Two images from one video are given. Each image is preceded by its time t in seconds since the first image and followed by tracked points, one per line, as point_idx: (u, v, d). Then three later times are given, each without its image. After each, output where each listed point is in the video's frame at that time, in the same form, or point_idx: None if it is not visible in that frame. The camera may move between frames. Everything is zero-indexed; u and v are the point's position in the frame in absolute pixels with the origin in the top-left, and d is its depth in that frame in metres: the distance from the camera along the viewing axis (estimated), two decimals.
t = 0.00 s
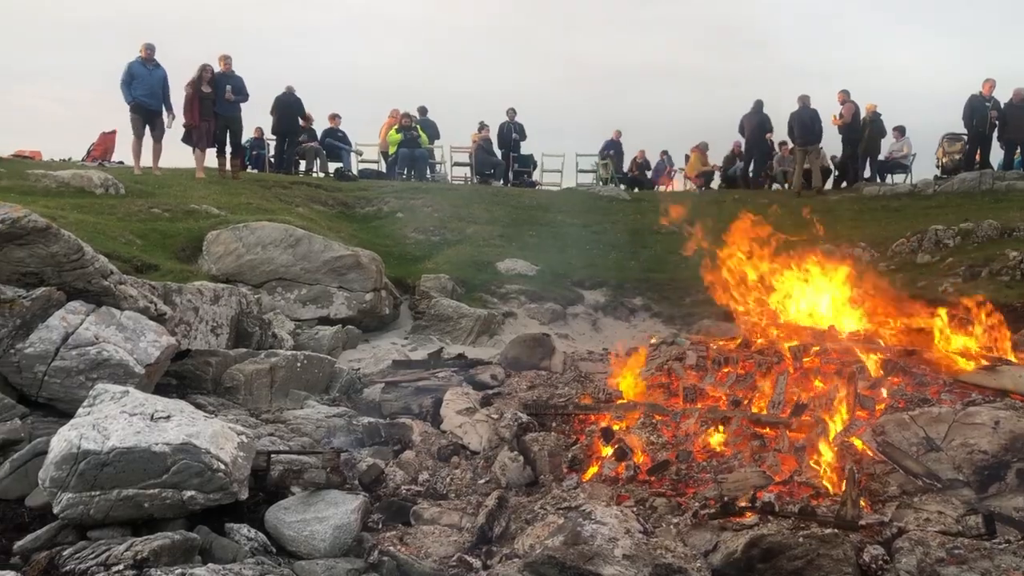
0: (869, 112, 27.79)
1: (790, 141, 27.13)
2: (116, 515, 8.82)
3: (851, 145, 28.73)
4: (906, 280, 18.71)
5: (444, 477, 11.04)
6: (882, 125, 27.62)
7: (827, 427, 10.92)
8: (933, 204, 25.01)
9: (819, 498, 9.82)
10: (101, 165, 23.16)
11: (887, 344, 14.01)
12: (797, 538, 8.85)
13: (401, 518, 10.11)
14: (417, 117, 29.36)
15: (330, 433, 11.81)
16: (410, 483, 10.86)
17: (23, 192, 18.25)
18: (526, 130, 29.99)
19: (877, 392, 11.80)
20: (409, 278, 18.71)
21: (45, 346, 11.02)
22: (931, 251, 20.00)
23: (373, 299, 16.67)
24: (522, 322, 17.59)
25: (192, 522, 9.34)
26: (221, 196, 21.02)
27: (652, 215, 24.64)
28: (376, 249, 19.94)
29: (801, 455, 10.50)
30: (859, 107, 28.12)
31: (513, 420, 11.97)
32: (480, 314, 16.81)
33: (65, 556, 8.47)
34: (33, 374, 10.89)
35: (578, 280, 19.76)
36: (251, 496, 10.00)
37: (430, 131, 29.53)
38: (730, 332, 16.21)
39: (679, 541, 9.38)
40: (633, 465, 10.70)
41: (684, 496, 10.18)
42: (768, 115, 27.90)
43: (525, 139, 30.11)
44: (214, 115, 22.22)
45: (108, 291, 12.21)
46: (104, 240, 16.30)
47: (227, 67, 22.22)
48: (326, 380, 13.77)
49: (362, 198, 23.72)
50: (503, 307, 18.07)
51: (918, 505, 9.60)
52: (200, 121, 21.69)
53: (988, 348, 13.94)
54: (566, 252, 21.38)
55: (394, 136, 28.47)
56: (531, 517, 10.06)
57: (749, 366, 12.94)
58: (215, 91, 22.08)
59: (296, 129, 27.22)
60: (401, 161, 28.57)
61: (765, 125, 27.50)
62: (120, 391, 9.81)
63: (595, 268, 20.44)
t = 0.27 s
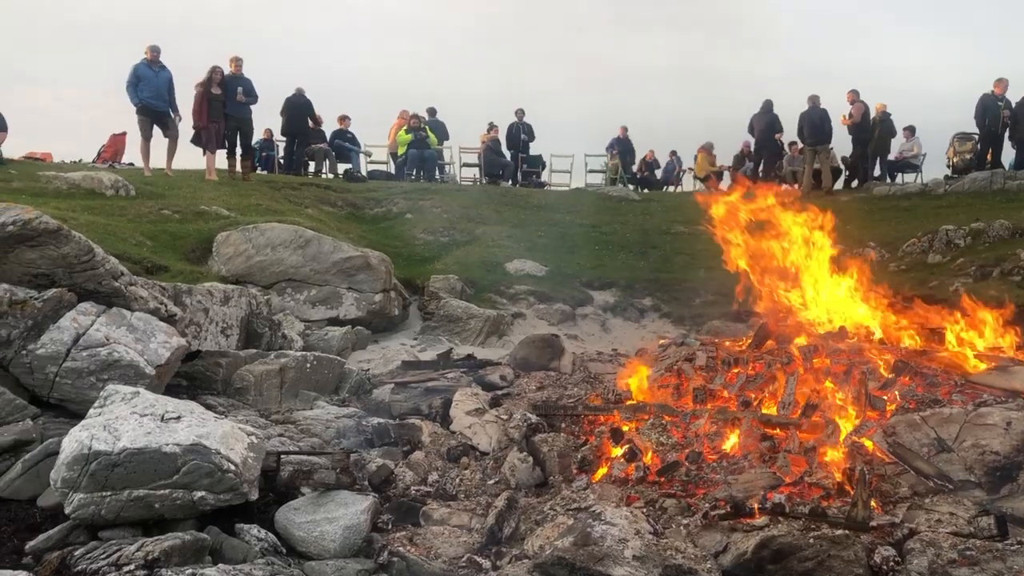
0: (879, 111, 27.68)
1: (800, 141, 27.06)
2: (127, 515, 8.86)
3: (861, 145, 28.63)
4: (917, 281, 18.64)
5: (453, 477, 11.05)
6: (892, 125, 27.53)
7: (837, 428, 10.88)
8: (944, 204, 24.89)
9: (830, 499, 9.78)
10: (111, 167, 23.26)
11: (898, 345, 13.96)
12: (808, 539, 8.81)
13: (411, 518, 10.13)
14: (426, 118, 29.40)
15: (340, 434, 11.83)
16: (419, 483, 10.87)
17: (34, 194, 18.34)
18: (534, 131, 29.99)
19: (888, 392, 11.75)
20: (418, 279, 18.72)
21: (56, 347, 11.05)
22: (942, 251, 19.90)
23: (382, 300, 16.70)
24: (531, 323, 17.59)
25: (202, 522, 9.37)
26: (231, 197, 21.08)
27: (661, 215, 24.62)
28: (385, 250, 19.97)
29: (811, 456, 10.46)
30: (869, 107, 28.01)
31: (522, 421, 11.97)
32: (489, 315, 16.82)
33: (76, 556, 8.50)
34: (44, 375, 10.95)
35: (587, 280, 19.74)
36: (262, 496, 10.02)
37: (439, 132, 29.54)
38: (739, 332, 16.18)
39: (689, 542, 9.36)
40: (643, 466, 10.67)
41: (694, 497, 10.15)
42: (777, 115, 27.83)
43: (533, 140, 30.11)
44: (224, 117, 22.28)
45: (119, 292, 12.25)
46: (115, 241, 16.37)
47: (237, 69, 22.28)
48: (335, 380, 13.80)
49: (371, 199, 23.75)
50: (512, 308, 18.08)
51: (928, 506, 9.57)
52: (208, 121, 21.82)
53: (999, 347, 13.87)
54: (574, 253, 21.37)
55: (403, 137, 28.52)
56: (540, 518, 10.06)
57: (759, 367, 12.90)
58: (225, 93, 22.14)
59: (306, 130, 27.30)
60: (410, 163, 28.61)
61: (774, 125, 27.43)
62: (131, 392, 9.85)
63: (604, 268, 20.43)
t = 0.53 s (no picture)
0: (890, 111, 27.57)
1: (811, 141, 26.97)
2: (140, 515, 8.90)
3: (873, 145, 28.52)
4: (929, 281, 18.54)
5: (464, 478, 11.05)
6: (903, 124, 27.43)
7: (849, 429, 10.83)
8: (956, 204, 24.76)
9: (843, 500, 9.74)
10: (123, 169, 23.36)
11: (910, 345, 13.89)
12: (820, 541, 8.78)
13: (421, 519, 10.14)
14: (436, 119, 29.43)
15: (351, 434, 11.85)
16: (430, 484, 10.88)
17: (47, 196, 18.43)
18: (544, 131, 29.99)
19: (901, 393, 11.69)
20: (428, 280, 18.74)
21: (69, 348, 11.10)
22: (954, 251, 19.80)
23: (393, 301, 16.72)
24: (541, 324, 17.58)
25: (214, 522, 9.41)
26: (242, 199, 21.14)
27: (671, 215, 24.58)
28: (396, 252, 20.00)
29: (823, 458, 10.42)
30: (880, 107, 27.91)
31: (533, 422, 11.96)
32: (500, 316, 16.82)
33: (89, 556, 8.54)
34: (57, 376, 11.01)
35: (597, 281, 19.72)
36: (273, 496, 10.04)
37: (449, 133, 29.57)
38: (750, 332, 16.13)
39: (700, 543, 9.34)
40: (654, 467, 10.65)
41: (705, 498, 10.13)
42: (788, 115, 27.76)
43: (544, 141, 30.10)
44: (235, 118, 22.36)
45: (131, 293, 12.33)
46: (127, 243, 16.44)
47: (249, 71, 22.36)
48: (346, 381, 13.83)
49: (382, 200, 23.79)
50: (523, 309, 18.08)
51: (942, 508, 9.52)
52: (221, 122, 21.92)
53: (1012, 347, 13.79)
54: (584, 253, 21.35)
55: (414, 139, 28.57)
56: (551, 519, 10.06)
57: (770, 368, 12.86)
58: (236, 96, 22.24)
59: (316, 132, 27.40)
60: (420, 164, 28.64)
61: (785, 125, 27.35)
62: (142, 393, 9.88)
63: (615, 269, 20.40)
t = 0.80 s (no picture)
0: (904, 110, 27.44)
1: (824, 140, 26.86)
2: (155, 515, 8.94)
3: (886, 144, 28.38)
4: (943, 280, 18.43)
5: (477, 478, 11.07)
6: (917, 123, 27.32)
7: (863, 429, 10.78)
8: (971, 203, 24.61)
9: (858, 501, 9.69)
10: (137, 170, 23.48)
11: (923, 345, 13.80)
12: (835, 542, 8.73)
13: (435, 519, 10.14)
14: (448, 120, 29.45)
15: (365, 435, 11.88)
16: (444, 484, 10.89)
17: (62, 198, 18.54)
18: (556, 132, 29.98)
19: (916, 393, 11.64)
20: (441, 281, 18.75)
21: (84, 349, 11.16)
22: (969, 251, 19.68)
23: (405, 301, 16.75)
24: (554, 325, 17.57)
25: (229, 522, 9.45)
26: (255, 200, 21.22)
27: (684, 215, 24.53)
28: (408, 252, 20.03)
29: (838, 458, 10.37)
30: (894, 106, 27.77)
31: (546, 422, 11.95)
32: (512, 316, 16.82)
33: (105, 556, 8.58)
34: (72, 377, 11.08)
35: (610, 281, 19.69)
36: (287, 497, 10.07)
37: (461, 135, 29.54)
38: (764, 332, 16.08)
39: (715, 544, 9.31)
40: (667, 467, 10.62)
41: (719, 499, 10.10)
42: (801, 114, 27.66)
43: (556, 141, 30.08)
44: (248, 120, 22.44)
45: (145, 294, 12.38)
46: (141, 244, 16.51)
47: (263, 72, 22.44)
48: (359, 382, 13.87)
49: (394, 201, 23.82)
50: (535, 310, 18.07)
51: (957, 508, 9.48)
52: (235, 123, 22.00)
53: None
54: (597, 254, 21.31)
55: (426, 139, 28.62)
56: (565, 519, 10.05)
57: (784, 369, 12.82)
58: (250, 97, 22.31)
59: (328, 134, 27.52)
60: (432, 165, 28.67)
61: (798, 124, 27.24)
62: (157, 393, 9.93)
63: (627, 269, 20.36)
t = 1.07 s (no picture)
0: (921, 108, 27.24)
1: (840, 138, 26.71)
2: (173, 515, 9.00)
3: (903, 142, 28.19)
4: (962, 280, 18.28)
5: (493, 478, 11.07)
6: (934, 121, 27.13)
7: (881, 429, 10.72)
8: (989, 201, 24.41)
9: (876, 501, 9.63)
10: (154, 172, 23.63)
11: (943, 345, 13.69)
12: (853, 542, 8.69)
13: (451, 519, 10.16)
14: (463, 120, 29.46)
15: (381, 434, 11.91)
16: (460, 484, 10.90)
17: (80, 200, 18.67)
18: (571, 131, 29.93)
19: (934, 393, 11.57)
20: (456, 281, 18.77)
21: (102, 350, 11.25)
22: (988, 249, 19.51)
23: (421, 301, 16.78)
24: (569, 325, 17.56)
25: (246, 522, 9.49)
26: (271, 201, 21.30)
27: (699, 215, 24.45)
28: (423, 253, 20.06)
29: (856, 458, 10.32)
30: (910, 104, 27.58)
31: (562, 422, 11.93)
32: (527, 316, 16.82)
33: (124, 555, 8.64)
34: (91, 377, 11.16)
35: (625, 280, 19.65)
36: (304, 496, 10.10)
37: (477, 135, 29.52)
38: (780, 332, 16.01)
39: (732, 544, 9.28)
40: (684, 468, 10.60)
41: (736, 499, 10.07)
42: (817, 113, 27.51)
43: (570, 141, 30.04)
44: (264, 121, 22.52)
45: (163, 295, 12.44)
46: (159, 245, 16.61)
47: (279, 74, 22.53)
48: (375, 382, 13.89)
49: (409, 201, 23.86)
50: (550, 310, 18.07)
51: (977, 509, 9.40)
52: (251, 125, 22.03)
53: None
54: (612, 254, 21.27)
55: (440, 140, 28.69)
56: (582, 519, 10.03)
57: (801, 369, 12.76)
58: (265, 99, 22.40)
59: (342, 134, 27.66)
60: (447, 165, 28.71)
61: (814, 123, 27.09)
62: (175, 394, 9.98)
63: (643, 269, 20.32)
